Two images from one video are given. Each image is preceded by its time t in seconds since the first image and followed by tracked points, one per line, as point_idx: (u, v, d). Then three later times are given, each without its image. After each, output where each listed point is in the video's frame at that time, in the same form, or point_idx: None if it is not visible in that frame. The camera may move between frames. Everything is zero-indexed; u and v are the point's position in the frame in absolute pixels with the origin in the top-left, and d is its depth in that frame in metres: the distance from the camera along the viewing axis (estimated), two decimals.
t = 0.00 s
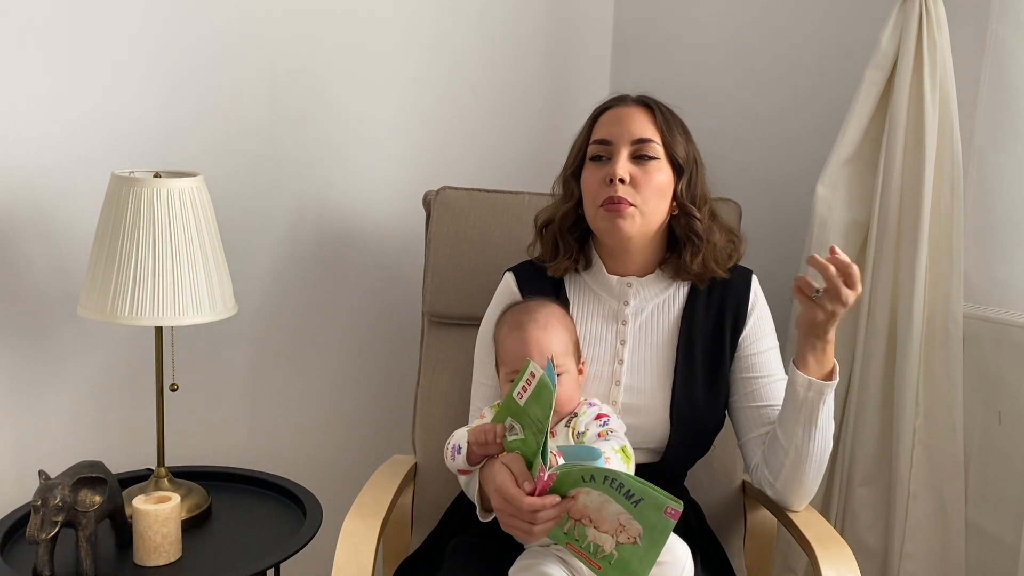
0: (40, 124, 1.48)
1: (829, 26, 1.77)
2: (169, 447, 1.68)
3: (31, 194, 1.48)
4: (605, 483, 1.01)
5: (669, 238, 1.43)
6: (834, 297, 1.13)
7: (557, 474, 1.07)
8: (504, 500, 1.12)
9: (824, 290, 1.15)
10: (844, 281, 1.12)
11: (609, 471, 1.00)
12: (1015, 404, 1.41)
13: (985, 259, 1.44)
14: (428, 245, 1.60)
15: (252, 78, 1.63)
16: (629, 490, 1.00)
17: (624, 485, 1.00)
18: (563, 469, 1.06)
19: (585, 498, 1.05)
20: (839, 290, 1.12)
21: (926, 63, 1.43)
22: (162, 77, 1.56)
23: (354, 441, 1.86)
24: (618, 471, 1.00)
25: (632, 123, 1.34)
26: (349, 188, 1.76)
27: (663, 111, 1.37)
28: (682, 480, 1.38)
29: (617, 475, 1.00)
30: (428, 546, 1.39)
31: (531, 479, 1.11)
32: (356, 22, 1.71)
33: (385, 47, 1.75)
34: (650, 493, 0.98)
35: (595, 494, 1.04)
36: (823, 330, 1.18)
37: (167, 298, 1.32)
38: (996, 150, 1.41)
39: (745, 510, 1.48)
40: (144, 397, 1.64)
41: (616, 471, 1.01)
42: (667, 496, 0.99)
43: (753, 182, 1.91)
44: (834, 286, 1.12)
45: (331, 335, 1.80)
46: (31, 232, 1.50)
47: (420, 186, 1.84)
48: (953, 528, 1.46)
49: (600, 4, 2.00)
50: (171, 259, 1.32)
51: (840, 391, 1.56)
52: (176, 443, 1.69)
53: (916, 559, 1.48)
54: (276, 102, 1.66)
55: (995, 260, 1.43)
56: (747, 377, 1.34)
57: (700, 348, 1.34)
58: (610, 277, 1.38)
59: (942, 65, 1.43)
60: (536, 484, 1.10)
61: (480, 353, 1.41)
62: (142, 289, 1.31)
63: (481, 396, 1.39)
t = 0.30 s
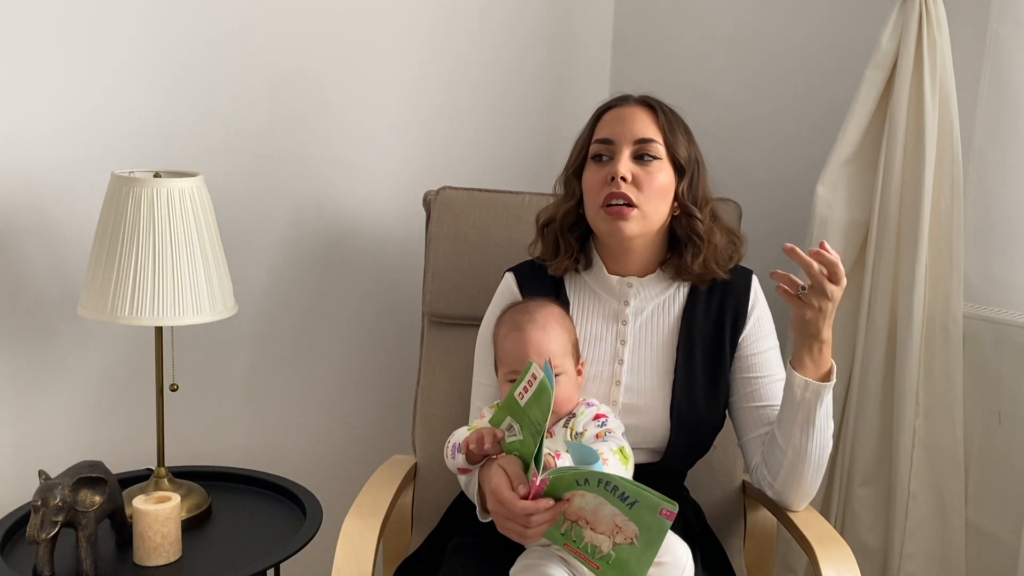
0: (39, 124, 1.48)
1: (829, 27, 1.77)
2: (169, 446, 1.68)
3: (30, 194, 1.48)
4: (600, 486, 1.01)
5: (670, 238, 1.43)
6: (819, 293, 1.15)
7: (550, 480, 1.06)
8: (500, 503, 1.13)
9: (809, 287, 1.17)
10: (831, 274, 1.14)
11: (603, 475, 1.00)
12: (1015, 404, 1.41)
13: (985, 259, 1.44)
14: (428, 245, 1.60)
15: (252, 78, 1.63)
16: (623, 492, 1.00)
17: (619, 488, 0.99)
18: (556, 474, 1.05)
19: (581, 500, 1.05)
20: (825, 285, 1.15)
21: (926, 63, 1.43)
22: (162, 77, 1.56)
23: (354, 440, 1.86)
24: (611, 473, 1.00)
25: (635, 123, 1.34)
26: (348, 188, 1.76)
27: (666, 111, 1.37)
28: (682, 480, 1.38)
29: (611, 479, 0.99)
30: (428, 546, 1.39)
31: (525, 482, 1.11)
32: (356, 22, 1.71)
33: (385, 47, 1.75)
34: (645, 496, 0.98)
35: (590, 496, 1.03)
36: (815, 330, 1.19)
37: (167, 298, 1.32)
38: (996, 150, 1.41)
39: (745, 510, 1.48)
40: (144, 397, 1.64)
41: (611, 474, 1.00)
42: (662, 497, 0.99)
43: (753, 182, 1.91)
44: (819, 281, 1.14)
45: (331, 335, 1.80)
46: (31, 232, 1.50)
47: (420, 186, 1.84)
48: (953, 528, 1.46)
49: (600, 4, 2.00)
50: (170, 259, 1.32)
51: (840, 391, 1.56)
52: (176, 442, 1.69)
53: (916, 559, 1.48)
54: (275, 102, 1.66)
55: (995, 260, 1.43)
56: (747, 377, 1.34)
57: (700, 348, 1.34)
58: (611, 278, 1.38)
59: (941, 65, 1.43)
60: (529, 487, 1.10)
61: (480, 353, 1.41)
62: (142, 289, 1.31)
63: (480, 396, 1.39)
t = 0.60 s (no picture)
0: (39, 124, 1.48)
1: (829, 27, 1.77)
2: (170, 446, 1.68)
3: (30, 195, 1.49)
4: (597, 487, 1.01)
5: (670, 239, 1.43)
6: (783, 306, 1.11)
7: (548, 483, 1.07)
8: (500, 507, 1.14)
9: (772, 300, 1.13)
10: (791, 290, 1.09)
11: (601, 474, 1.00)
12: (1015, 404, 1.41)
13: (985, 259, 1.44)
14: (428, 245, 1.60)
15: (252, 78, 1.63)
16: (621, 494, 1.00)
17: (616, 489, 0.99)
18: (555, 477, 1.06)
19: (580, 500, 1.05)
20: (787, 300, 1.10)
21: (926, 63, 1.43)
22: (161, 78, 1.56)
23: (354, 440, 1.86)
24: (608, 475, 1.00)
25: (635, 125, 1.34)
26: (349, 188, 1.76)
27: (667, 113, 1.37)
28: (682, 480, 1.38)
29: (607, 479, 1.00)
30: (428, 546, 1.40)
31: (524, 485, 1.13)
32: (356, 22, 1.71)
33: (385, 47, 1.75)
34: (642, 498, 0.98)
35: (589, 496, 1.04)
36: (790, 340, 1.15)
37: (167, 298, 1.32)
38: (996, 151, 1.41)
39: (745, 510, 1.48)
40: (144, 397, 1.64)
41: (608, 475, 1.00)
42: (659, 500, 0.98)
43: (753, 182, 1.91)
44: (779, 296, 1.10)
45: (331, 335, 1.80)
46: (31, 232, 1.50)
47: (420, 185, 1.84)
48: (953, 528, 1.46)
49: (600, 4, 2.00)
50: (170, 259, 1.32)
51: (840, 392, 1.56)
52: (176, 442, 1.69)
53: (916, 559, 1.48)
54: (275, 101, 1.66)
55: (995, 260, 1.43)
56: (745, 377, 1.34)
57: (700, 348, 1.34)
58: (611, 278, 1.38)
59: (941, 65, 1.43)
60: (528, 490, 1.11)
61: (480, 353, 1.41)
62: (142, 289, 1.31)
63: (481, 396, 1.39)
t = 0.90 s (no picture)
0: (39, 124, 1.48)
1: (829, 27, 1.77)
2: (170, 446, 1.68)
3: (30, 195, 1.49)
4: (601, 495, 1.00)
5: (671, 240, 1.43)
6: (776, 311, 1.11)
7: (551, 490, 1.06)
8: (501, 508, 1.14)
9: (765, 305, 1.13)
10: (783, 295, 1.09)
11: (605, 485, 0.99)
12: (1015, 404, 1.41)
13: (985, 259, 1.44)
14: (428, 245, 1.60)
15: (252, 78, 1.63)
16: (623, 505, 0.99)
17: (620, 500, 0.99)
18: (559, 485, 1.04)
19: (583, 500, 1.04)
20: (780, 305, 1.10)
21: (926, 63, 1.43)
22: (161, 78, 1.56)
23: (354, 440, 1.86)
24: (613, 486, 0.99)
25: (635, 126, 1.34)
26: (349, 189, 1.76)
27: (667, 114, 1.37)
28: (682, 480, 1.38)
29: (612, 490, 0.99)
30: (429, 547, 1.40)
31: (526, 487, 1.13)
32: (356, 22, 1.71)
33: (386, 47, 1.75)
34: (643, 515, 0.97)
35: (592, 499, 1.03)
36: (787, 344, 1.15)
37: (167, 298, 1.32)
38: (996, 151, 1.41)
39: (745, 510, 1.48)
40: (143, 397, 1.64)
41: (613, 486, 0.99)
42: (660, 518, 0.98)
43: (753, 182, 1.91)
44: (772, 300, 1.11)
45: (331, 336, 1.80)
46: (31, 232, 1.50)
47: (420, 185, 1.84)
48: (953, 528, 1.46)
49: (600, 4, 2.00)
50: (170, 259, 1.32)
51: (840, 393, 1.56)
52: (176, 442, 1.69)
53: (916, 559, 1.48)
54: (275, 101, 1.66)
55: (995, 260, 1.43)
56: (745, 377, 1.34)
57: (700, 349, 1.34)
58: (611, 278, 1.38)
59: (941, 65, 1.43)
60: (528, 493, 1.12)
61: (481, 353, 1.41)
62: (142, 289, 1.31)
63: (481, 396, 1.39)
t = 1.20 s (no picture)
0: (39, 124, 1.48)
1: (829, 27, 1.77)
2: (170, 446, 1.68)
3: (29, 195, 1.49)
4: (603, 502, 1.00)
5: (670, 240, 1.43)
6: (784, 311, 1.11)
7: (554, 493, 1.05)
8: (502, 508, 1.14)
9: (773, 305, 1.13)
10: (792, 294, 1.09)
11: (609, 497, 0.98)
12: (1015, 403, 1.42)
13: (985, 259, 1.44)
14: (428, 245, 1.60)
15: (252, 78, 1.63)
16: (625, 518, 0.99)
17: (622, 512, 0.98)
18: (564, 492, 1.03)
19: (585, 503, 1.04)
20: (789, 304, 1.10)
21: (926, 63, 1.43)
22: (161, 78, 1.56)
23: (354, 440, 1.86)
24: (616, 499, 0.98)
25: (635, 126, 1.34)
26: (348, 189, 1.76)
27: (667, 114, 1.37)
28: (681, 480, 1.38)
29: (614, 502, 0.98)
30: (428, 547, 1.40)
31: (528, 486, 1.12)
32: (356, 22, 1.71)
33: (386, 47, 1.75)
34: (644, 531, 0.98)
35: (594, 503, 1.03)
36: (794, 345, 1.15)
37: (167, 298, 1.32)
38: (996, 151, 1.41)
39: (745, 510, 1.48)
40: (143, 397, 1.64)
41: (614, 499, 0.99)
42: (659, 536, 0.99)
43: (753, 182, 1.91)
44: (781, 300, 1.11)
45: (331, 336, 1.80)
46: (31, 232, 1.50)
47: (420, 185, 1.84)
48: (952, 527, 1.46)
49: (600, 3, 2.00)
50: (170, 259, 1.32)
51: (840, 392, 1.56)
52: (176, 442, 1.69)
53: (916, 559, 1.48)
54: (275, 101, 1.66)
55: (995, 260, 1.43)
56: (745, 377, 1.34)
57: (700, 349, 1.34)
58: (610, 278, 1.38)
59: (941, 65, 1.43)
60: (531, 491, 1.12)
61: (480, 353, 1.41)
62: (142, 289, 1.31)
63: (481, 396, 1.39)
